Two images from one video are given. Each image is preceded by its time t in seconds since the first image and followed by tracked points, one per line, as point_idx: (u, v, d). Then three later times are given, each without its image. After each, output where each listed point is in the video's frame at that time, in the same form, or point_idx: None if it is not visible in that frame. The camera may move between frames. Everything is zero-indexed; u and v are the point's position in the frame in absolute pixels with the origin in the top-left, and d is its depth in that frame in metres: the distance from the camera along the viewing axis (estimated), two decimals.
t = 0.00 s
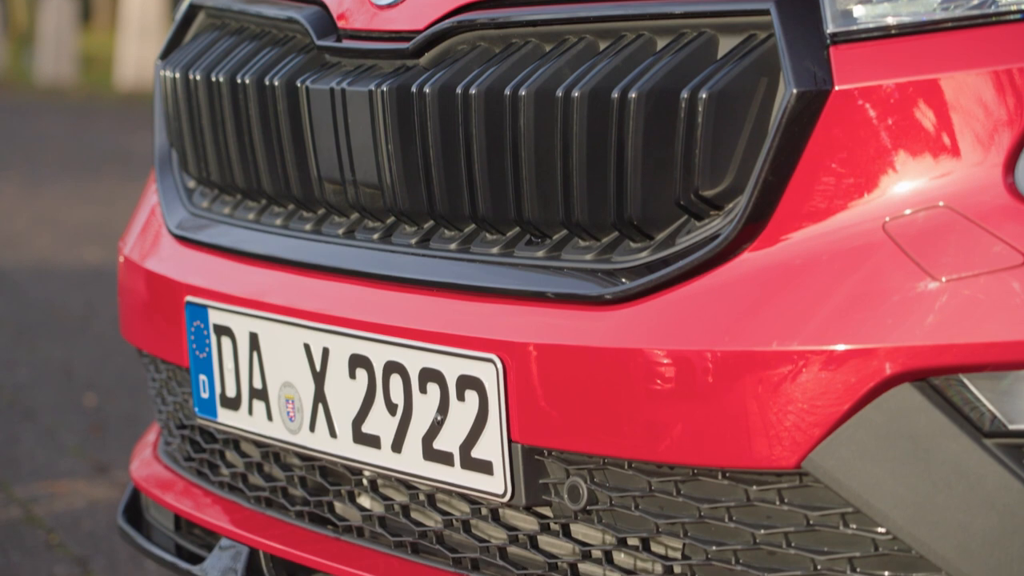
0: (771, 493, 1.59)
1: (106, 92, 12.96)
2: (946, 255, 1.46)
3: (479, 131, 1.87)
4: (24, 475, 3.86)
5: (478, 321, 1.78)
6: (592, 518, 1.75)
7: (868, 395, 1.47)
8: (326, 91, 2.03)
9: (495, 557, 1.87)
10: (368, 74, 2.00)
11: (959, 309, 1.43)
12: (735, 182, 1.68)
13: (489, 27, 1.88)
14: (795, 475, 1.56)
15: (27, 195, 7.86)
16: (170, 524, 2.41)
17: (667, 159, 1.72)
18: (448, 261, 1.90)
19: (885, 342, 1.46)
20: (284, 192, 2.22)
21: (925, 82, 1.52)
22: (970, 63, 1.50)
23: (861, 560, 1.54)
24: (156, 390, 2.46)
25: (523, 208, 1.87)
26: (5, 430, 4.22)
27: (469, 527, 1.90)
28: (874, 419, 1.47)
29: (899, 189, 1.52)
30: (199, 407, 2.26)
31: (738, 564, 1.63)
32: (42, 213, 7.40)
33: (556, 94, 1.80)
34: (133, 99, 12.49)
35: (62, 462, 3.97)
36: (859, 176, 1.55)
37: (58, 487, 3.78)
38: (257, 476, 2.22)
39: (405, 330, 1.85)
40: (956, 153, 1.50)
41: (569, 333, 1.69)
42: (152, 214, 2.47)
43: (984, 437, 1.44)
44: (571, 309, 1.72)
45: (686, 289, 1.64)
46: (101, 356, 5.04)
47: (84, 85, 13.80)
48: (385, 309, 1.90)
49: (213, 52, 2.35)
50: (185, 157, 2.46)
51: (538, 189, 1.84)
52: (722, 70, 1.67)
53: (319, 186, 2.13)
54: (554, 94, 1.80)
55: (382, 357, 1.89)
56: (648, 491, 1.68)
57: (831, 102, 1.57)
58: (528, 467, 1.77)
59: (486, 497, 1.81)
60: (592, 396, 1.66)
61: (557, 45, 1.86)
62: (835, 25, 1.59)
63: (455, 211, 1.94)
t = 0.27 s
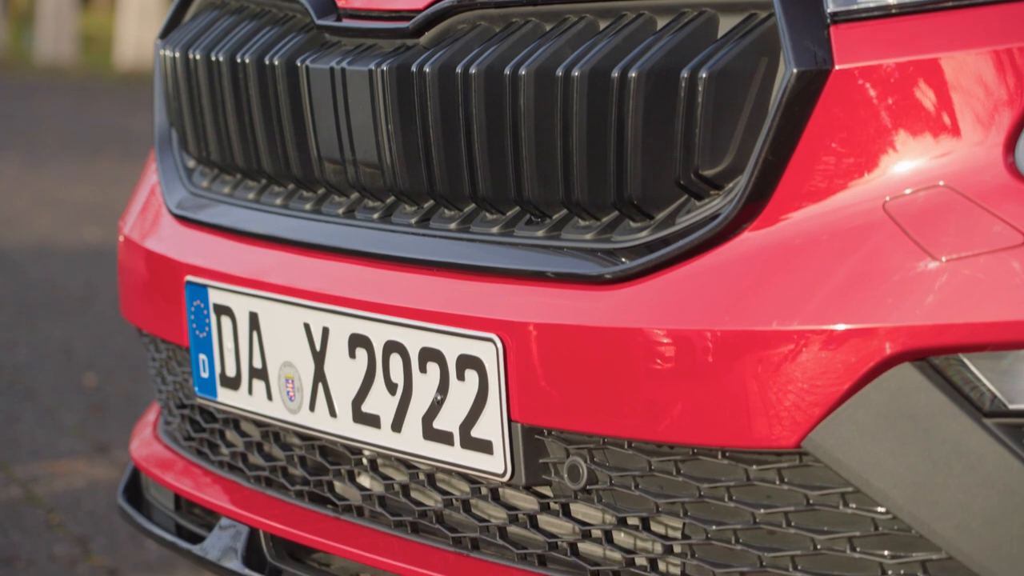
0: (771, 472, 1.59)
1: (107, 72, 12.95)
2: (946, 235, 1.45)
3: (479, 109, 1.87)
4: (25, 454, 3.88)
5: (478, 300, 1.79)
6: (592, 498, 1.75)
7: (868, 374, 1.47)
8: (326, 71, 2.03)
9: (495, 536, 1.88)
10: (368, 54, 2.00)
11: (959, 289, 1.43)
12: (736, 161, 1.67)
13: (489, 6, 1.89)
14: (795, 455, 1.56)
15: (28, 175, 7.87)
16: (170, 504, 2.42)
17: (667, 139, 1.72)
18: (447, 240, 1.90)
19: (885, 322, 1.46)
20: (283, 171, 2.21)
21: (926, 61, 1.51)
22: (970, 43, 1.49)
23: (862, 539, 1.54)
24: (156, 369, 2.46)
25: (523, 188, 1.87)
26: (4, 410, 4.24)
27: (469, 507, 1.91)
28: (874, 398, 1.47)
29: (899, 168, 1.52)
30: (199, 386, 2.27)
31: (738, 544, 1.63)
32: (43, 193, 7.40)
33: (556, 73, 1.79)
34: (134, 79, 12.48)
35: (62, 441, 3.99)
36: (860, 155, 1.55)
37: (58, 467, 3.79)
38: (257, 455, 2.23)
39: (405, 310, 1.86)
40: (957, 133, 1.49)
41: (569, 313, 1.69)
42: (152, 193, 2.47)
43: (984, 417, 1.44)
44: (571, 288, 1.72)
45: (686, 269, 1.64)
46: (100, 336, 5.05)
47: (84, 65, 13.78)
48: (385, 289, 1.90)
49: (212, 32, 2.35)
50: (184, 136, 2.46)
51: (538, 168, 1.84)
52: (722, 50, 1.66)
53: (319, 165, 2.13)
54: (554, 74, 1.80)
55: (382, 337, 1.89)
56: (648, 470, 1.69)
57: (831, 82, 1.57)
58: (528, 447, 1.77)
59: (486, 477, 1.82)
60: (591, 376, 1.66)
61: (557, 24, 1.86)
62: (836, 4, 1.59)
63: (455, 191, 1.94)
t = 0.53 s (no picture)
0: (771, 447, 1.59)
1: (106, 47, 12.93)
2: (946, 209, 1.45)
3: (479, 83, 1.87)
4: (25, 429, 3.90)
5: (479, 274, 1.79)
6: (592, 472, 1.76)
7: (868, 348, 1.47)
8: (326, 45, 2.03)
9: (495, 510, 1.88)
10: (368, 28, 2.01)
11: (960, 264, 1.43)
12: (736, 135, 1.67)
13: None
14: (795, 429, 1.56)
15: (28, 150, 7.87)
16: (170, 478, 2.43)
17: (667, 113, 1.72)
18: (447, 214, 1.90)
19: (885, 296, 1.46)
20: (283, 145, 2.21)
21: (926, 36, 1.51)
22: (970, 18, 1.50)
23: (861, 513, 1.54)
24: (156, 343, 2.47)
25: (523, 162, 1.86)
26: (4, 384, 4.25)
27: (469, 481, 1.91)
28: (874, 373, 1.48)
29: (899, 143, 1.52)
30: (199, 360, 2.27)
31: (738, 518, 1.64)
32: (43, 167, 7.41)
33: (557, 47, 1.80)
34: (133, 54, 12.46)
35: (62, 415, 4.00)
36: (860, 130, 1.55)
37: (58, 441, 3.81)
38: (257, 429, 2.23)
39: (405, 285, 1.86)
40: (957, 108, 1.49)
41: (569, 288, 1.69)
42: (152, 167, 2.47)
43: (984, 391, 1.44)
44: (571, 263, 1.72)
45: (687, 243, 1.64)
46: (100, 311, 5.06)
47: (82, 39, 13.74)
48: (385, 263, 1.90)
49: (212, 6, 2.35)
50: (184, 111, 2.46)
51: (538, 142, 1.84)
52: (722, 25, 1.67)
53: (319, 139, 2.13)
54: (554, 48, 1.80)
55: (382, 311, 1.90)
56: (648, 445, 1.69)
57: (831, 57, 1.57)
58: (528, 421, 1.78)
59: (485, 451, 1.82)
60: (591, 350, 1.67)
61: None
62: None
63: (455, 166, 1.94)
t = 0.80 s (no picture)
0: (771, 418, 1.59)
1: (104, 18, 12.89)
2: (946, 181, 1.46)
3: (479, 55, 1.87)
4: (24, 400, 3.90)
5: (479, 246, 1.79)
6: (592, 444, 1.76)
7: (868, 320, 1.47)
8: (326, 16, 2.03)
9: (495, 482, 1.89)
10: None
11: (960, 235, 1.43)
12: (735, 107, 1.66)
13: None
14: (795, 401, 1.56)
15: (26, 122, 7.85)
16: (170, 450, 2.44)
17: (669, 84, 1.71)
18: (446, 186, 1.90)
19: (885, 268, 1.45)
20: (283, 117, 2.21)
21: (927, 8, 1.52)
22: None
23: (861, 484, 1.55)
24: (156, 315, 2.47)
25: (523, 133, 1.86)
26: (4, 356, 4.26)
27: (469, 453, 1.91)
28: (873, 344, 1.48)
29: (900, 115, 1.52)
30: (199, 332, 2.27)
31: (738, 490, 1.64)
32: (41, 139, 7.40)
33: (557, 19, 1.80)
34: (131, 25, 12.42)
35: (62, 387, 4.01)
36: (860, 101, 1.55)
37: (58, 413, 3.81)
38: (257, 400, 2.24)
39: (405, 256, 1.86)
40: (957, 79, 1.50)
41: (569, 259, 1.69)
42: (152, 139, 2.47)
43: (984, 362, 1.44)
44: (571, 234, 1.72)
45: (687, 215, 1.63)
46: (99, 282, 5.07)
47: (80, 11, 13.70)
48: (385, 234, 1.90)
49: None
50: (184, 82, 2.46)
51: (538, 114, 1.84)
52: None
53: (319, 110, 2.12)
54: (554, 20, 1.80)
55: (382, 283, 1.90)
56: (648, 416, 1.69)
57: (832, 29, 1.56)
58: (528, 392, 1.78)
59: (485, 422, 1.83)
60: (590, 322, 1.67)
61: None
62: None
63: (455, 138, 1.94)
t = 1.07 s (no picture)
0: (771, 396, 1.60)
1: None
2: (947, 159, 1.45)
3: (479, 32, 1.87)
4: (25, 377, 3.91)
5: (479, 224, 1.79)
6: (592, 422, 1.77)
7: (867, 297, 1.47)
8: None
9: (495, 459, 1.89)
10: None
11: (960, 213, 1.43)
12: (735, 85, 1.66)
13: None
14: (795, 378, 1.56)
15: (25, 100, 7.84)
16: (170, 427, 2.44)
17: (668, 62, 1.70)
18: (446, 163, 1.90)
19: (884, 246, 1.45)
20: (283, 94, 2.21)
21: None
22: None
23: (861, 463, 1.55)
24: (156, 293, 2.47)
25: (523, 111, 1.86)
26: (5, 333, 4.26)
27: (469, 430, 1.92)
28: (872, 321, 1.48)
29: (900, 92, 1.52)
30: (199, 310, 2.28)
31: (738, 468, 1.65)
32: (41, 117, 7.39)
33: None
34: (130, 3, 12.39)
35: (62, 364, 4.02)
36: (860, 79, 1.55)
37: (58, 390, 3.82)
38: (257, 378, 2.24)
39: (405, 234, 1.86)
40: (957, 57, 1.50)
41: (569, 237, 1.69)
42: (151, 117, 2.46)
43: (984, 340, 1.45)
44: (571, 212, 1.72)
45: (687, 192, 1.63)
46: (99, 260, 5.07)
47: None
48: (385, 212, 1.90)
49: None
50: (184, 60, 2.46)
51: (538, 92, 1.84)
52: None
53: (319, 88, 2.13)
54: None
55: (382, 261, 1.90)
56: (648, 393, 1.70)
57: (832, 6, 1.56)
58: (528, 370, 1.78)
59: (486, 400, 1.83)
60: (590, 299, 1.67)
61: None
62: None
63: (455, 116, 1.94)
